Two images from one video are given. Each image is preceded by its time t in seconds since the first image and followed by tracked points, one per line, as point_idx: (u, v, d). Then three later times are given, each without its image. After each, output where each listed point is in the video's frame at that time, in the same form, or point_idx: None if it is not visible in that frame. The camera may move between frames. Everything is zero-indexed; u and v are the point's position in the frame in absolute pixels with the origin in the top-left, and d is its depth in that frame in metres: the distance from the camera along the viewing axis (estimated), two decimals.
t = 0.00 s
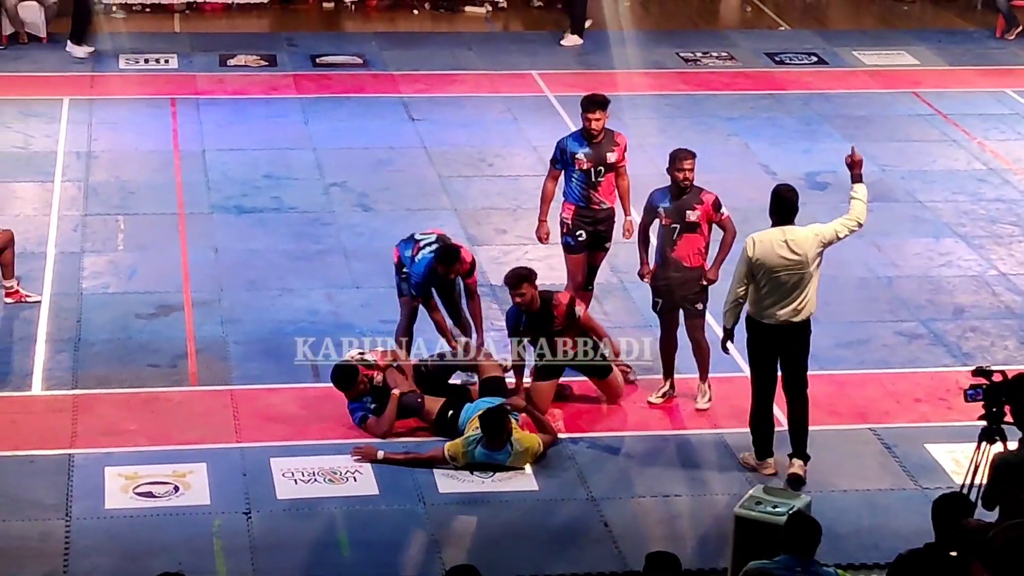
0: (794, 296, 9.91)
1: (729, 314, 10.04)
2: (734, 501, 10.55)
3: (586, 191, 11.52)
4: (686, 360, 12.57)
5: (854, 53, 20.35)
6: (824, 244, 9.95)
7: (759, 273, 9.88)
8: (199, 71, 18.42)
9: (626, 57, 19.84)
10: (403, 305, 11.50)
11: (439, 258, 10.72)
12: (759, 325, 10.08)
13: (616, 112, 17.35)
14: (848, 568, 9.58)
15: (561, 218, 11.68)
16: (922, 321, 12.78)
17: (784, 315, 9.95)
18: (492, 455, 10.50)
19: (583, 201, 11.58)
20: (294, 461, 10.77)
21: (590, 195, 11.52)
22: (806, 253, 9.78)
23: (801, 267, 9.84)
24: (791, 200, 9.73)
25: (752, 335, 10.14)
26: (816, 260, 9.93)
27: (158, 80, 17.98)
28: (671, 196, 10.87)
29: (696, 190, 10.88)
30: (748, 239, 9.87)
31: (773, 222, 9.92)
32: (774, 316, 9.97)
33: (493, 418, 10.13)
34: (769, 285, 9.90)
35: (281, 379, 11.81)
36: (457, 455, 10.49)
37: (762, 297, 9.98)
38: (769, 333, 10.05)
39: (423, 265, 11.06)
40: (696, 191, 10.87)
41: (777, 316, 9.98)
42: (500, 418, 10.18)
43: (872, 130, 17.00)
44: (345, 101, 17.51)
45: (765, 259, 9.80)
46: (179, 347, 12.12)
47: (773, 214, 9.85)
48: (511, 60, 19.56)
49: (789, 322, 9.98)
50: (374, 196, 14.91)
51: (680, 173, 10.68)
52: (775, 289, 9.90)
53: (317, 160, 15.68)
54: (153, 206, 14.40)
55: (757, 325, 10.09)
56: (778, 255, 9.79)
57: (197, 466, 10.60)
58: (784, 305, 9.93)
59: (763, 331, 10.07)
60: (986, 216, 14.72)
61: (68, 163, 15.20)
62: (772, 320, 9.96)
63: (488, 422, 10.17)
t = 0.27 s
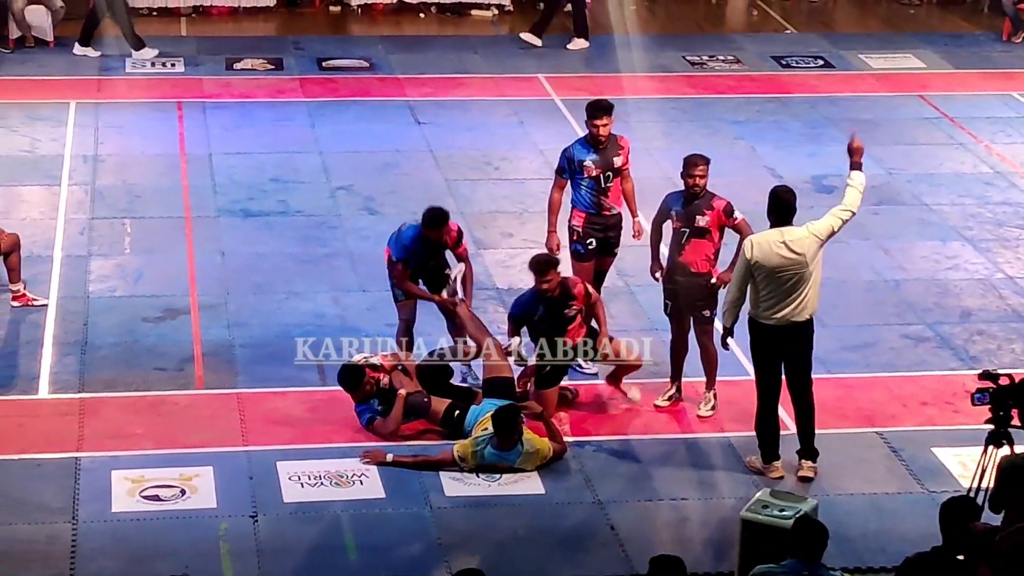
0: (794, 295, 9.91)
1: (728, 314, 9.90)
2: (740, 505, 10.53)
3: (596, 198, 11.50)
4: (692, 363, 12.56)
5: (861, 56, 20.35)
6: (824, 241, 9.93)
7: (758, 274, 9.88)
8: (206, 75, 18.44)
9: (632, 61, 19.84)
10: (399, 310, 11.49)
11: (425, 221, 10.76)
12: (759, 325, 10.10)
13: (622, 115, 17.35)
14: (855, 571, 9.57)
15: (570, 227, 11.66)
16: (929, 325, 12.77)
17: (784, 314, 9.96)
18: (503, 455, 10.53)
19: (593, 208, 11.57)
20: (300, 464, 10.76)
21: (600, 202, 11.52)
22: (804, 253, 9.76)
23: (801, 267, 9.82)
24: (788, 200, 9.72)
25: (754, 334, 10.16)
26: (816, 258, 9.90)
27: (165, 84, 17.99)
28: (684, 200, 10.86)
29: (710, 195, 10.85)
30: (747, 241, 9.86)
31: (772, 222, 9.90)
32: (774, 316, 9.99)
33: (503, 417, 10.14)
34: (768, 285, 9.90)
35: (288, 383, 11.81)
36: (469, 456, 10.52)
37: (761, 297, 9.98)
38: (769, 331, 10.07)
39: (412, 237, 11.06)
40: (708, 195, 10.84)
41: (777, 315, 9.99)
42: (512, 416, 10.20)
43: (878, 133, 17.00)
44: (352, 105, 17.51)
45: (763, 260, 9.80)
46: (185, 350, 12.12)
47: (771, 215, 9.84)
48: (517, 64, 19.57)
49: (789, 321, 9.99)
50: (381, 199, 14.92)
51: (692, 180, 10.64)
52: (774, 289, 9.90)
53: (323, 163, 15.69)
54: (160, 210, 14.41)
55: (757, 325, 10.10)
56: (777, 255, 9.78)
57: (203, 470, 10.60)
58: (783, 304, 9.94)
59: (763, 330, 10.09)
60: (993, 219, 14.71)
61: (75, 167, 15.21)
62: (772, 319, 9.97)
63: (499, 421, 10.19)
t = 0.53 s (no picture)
0: (800, 297, 9.93)
1: (735, 322, 9.97)
2: (745, 508, 10.52)
3: (602, 203, 11.52)
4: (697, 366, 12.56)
5: (865, 59, 20.35)
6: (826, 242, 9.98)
7: (763, 277, 9.88)
8: (210, 78, 18.44)
9: (636, 63, 19.84)
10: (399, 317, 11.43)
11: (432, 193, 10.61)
12: (765, 329, 10.10)
13: (626, 118, 17.36)
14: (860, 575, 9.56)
15: (577, 233, 11.67)
16: (934, 327, 12.77)
17: (790, 316, 9.98)
18: (505, 464, 10.38)
19: (600, 214, 11.58)
20: (305, 467, 10.76)
21: (607, 207, 11.54)
22: (809, 254, 9.78)
23: (806, 268, 9.86)
24: (792, 204, 9.75)
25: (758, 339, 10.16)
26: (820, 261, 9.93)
27: (170, 87, 18.00)
28: (697, 203, 10.83)
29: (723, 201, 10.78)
30: (751, 245, 9.88)
31: (774, 226, 9.93)
32: (780, 319, 10.00)
33: (510, 428, 10.01)
34: (775, 288, 9.91)
35: (292, 385, 11.81)
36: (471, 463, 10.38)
37: (767, 301, 9.99)
38: (775, 335, 10.08)
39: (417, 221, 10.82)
40: (722, 200, 10.78)
41: (783, 318, 10.01)
42: (519, 428, 10.06)
43: (883, 136, 17.00)
44: (356, 108, 17.52)
45: (769, 264, 9.81)
46: (189, 353, 12.13)
47: (774, 218, 9.86)
48: (521, 66, 19.58)
49: (796, 323, 10.01)
50: (385, 202, 14.92)
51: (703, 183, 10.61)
52: (780, 292, 9.91)
53: (328, 166, 15.70)
54: (164, 212, 14.42)
55: (762, 329, 10.11)
56: (783, 258, 9.81)
57: (208, 472, 10.60)
58: (789, 307, 9.96)
59: (769, 334, 10.09)
60: (997, 222, 14.71)
61: (80, 169, 15.22)
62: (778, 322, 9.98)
63: (506, 432, 10.06)
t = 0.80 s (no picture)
0: (808, 298, 9.92)
1: (746, 326, 9.99)
2: (748, 511, 10.51)
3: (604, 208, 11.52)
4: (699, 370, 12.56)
5: (868, 62, 20.35)
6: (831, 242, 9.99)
7: (773, 280, 9.86)
8: (213, 81, 18.45)
9: (639, 67, 19.84)
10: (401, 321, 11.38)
11: (431, 173, 10.60)
12: (773, 331, 10.09)
13: (629, 121, 17.36)
14: None
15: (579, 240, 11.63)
16: (936, 330, 12.77)
17: (799, 318, 9.98)
18: (505, 468, 10.39)
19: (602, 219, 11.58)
20: (307, 470, 10.76)
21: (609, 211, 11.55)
22: (818, 257, 9.77)
23: (814, 270, 9.86)
24: (800, 206, 9.75)
25: (765, 341, 10.16)
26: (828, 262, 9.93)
27: (173, 90, 18.01)
28: (706, 210, 10.87)
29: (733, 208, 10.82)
30: (759, 248, 9.85)
31: (780, 229, 9.91)
32: (789, 320, 10.00)
33: (508, 431, 10.03)
34: (784, 291, 9.89)
35: (295, 388, 11.81)
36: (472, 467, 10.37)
37: (775, 303, 9.98)
38: (782, 338, 10.08)
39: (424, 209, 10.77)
40: (732, 207, 10.83)
41: (791, 319, 10.01)
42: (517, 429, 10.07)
43: (885, 139, 17.00)
44: (359, 111, 17.52)
45: (779, 266, 9.79)
46: (192, 356, 12.13)
47: (780, 221, 9.84)
48: (524, 69, 19.59)
49: (804, 325, 10.01)
50: (387, 205, 14.93)
51: (709, 189, 10.65)
52: (789, 294, 9.90)
53: (330, 169, 15.70)
54: (167, 215, 14.43)
55: (770, 331, 10.10)
56: (792, 261, 9.79)
57: (210, 475, 10.60)
58: (797, 308, 9.96)
59: (777, 337, 10.09)
60: (999, 224, 14.71)
61: (83, 172, 15.23)
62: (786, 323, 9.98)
63: (505, 434, 10.07)
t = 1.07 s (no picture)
0: (818, 302, 9.90)
1: (754, 329, 10.04)
2: (751, 515, 10.51)
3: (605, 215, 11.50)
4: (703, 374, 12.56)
5: (871, 67, 20.35)
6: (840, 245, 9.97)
7: (784, 284, 9.83)
8: (216, 86, 18.46)
9: (642, 71, 19.85)
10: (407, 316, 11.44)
11: (430, 165, 10.64)
12: (780, 335, 10.09)
13: (632, 126, 17.37)
14: None
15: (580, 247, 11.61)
16: (939, 335, 12.76)
17: (808, 321, 9.96)
18: (515, 472, 10.23)
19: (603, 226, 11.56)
20: (311, 474, 10.76)
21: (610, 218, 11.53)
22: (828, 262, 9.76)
23: (824, 273, 9.84)
24: (808, 209, 9.80)
25: (772, 345, 10.16)
26: (838, 266, 9.92)
27: (176, 94, 18.02)
28: (712, 215, 10.83)
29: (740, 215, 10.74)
30: (770, 251, 9.80)
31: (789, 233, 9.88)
32: (798, 323, 9.98)
33: (514, 438, 9.87)
34: (794, 294, 9.87)
35: (298, 393, 11.81)
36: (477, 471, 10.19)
37: (784, 306, 9.95)
38: (790, 340, 10.07)
39: (429, 203, 10.71)
40: (738, 215, 10.77)
41: (800, 322, 9.99)
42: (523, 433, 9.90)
43: (888, 143, 16.99)
44: (362, 116, 17.52)
45: (790, 270, 9.75)
46: (195, 360, 12.13)
47: (789, 224, 9.86)
48: (527, 74, 19.59)
49: (812, 328, 10.00)
50: (390, 209, 14.94)
51: (710, 194, 10.64)
52: (799, 297, 9.88)
53: (333, 173, 15.71)
54: (170, 220, 14.44)
55: (778, 335, 10.09)
56: (804, 266, 9.76)
57: (213, 480, 10.59)
58: (806, 311, 9.94)
59: (784, 340, 10.08)
60: (1002, 229, 14.71)
61: (86, 177, 15.24)
62: (795, 326, 9.97)
63: (512, 440, 9.90)
